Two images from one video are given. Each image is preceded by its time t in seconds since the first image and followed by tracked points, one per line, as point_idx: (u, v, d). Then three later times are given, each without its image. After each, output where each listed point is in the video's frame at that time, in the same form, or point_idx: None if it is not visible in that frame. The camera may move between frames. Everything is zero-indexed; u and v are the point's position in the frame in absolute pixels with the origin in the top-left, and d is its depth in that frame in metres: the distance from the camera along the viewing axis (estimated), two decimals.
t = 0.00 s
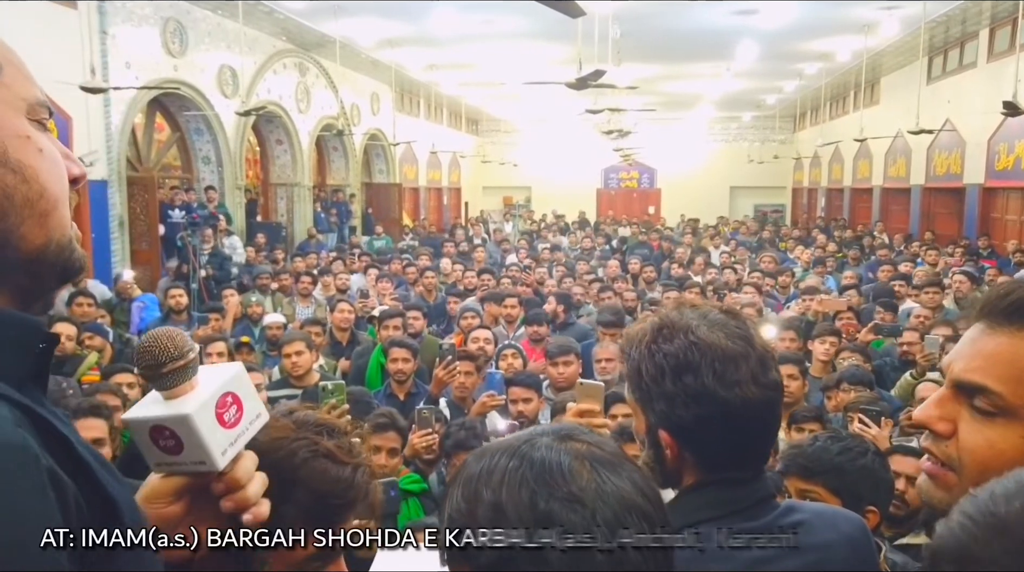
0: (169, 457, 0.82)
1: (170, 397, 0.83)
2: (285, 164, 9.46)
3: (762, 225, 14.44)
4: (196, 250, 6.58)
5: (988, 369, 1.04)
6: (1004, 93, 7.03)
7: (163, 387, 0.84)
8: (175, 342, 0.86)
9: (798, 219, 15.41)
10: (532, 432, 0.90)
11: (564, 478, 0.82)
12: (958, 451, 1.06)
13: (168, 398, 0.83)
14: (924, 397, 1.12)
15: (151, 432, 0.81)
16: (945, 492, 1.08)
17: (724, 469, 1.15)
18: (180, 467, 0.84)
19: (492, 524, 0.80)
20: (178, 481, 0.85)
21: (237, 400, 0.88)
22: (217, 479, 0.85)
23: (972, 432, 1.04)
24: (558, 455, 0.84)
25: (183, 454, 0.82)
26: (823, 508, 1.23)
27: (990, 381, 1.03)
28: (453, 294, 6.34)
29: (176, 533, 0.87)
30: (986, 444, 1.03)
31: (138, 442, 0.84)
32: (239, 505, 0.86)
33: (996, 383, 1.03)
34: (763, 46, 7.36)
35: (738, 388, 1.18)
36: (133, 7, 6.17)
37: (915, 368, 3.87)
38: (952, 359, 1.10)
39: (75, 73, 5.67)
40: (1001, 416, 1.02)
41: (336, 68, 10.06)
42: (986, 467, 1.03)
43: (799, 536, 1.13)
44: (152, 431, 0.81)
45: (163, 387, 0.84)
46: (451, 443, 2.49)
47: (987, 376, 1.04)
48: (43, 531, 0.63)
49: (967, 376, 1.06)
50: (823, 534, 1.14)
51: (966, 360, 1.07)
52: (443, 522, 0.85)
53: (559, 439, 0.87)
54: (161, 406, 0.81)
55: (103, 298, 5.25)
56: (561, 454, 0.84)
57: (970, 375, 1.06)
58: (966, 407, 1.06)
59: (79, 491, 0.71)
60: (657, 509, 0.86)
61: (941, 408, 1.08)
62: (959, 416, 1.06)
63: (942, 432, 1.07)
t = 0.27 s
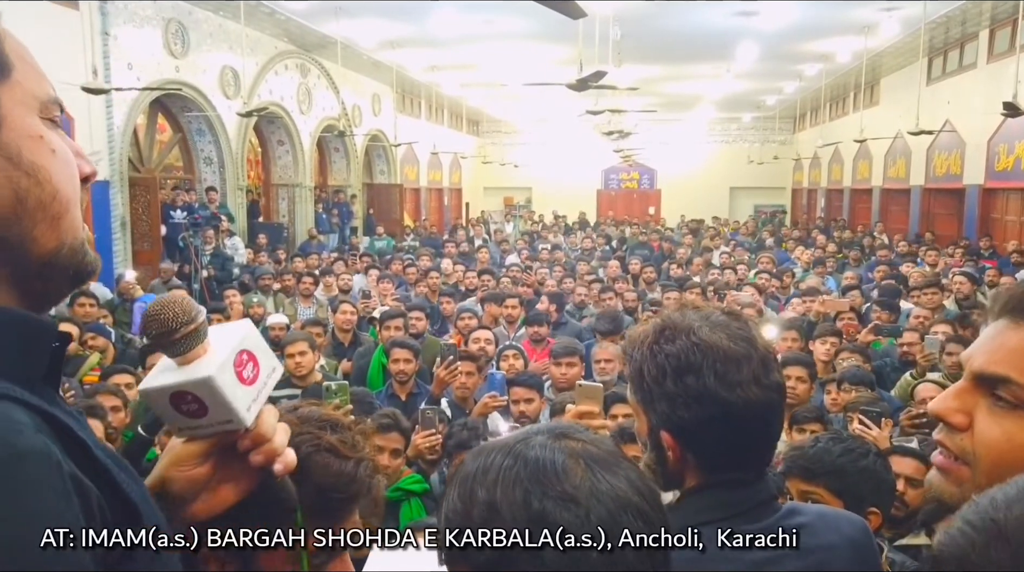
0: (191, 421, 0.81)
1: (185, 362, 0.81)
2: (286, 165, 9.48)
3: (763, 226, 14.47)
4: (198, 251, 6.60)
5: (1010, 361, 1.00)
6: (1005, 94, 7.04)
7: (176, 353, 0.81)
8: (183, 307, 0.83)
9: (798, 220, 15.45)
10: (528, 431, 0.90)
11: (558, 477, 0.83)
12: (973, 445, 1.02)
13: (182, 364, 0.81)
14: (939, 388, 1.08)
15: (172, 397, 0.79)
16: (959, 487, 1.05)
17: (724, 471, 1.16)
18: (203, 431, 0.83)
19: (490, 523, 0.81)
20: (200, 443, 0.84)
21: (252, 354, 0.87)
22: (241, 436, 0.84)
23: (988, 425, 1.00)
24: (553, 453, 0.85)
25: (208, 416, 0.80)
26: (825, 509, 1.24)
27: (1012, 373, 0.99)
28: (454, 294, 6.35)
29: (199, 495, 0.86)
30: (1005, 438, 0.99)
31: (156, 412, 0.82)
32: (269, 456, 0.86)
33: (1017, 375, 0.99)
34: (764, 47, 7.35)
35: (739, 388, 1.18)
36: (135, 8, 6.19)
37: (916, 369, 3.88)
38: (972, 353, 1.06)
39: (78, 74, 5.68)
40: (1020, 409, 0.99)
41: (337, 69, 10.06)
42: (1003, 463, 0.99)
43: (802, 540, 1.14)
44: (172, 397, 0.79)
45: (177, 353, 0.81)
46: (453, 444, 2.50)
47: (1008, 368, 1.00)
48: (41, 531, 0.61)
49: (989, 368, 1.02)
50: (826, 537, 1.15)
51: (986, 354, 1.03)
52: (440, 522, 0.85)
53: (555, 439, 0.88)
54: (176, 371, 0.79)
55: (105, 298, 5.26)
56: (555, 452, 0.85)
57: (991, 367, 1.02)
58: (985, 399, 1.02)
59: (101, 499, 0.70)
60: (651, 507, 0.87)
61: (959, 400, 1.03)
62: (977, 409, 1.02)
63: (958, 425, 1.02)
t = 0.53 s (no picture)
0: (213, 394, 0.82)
1: (202, 338, 0.82)
2: (287, 166, 9.50)
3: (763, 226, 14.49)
4: (200, 251, 6.61)
5: (1011, 362, 1.01)
6: (1005, 94, 7.05)
7: (192, 329, 0.82)
8: (191, 284, 0.84)
9: (798, 220, 15.48)
10: (519, 437, 0.91)
11: (546, 485, 0.84)
12: (978, 447, 1.02)
13: (199, 340, 0.82)
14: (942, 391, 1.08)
15: (193, 373, 0.80)
16: (964, 491, 1.04)
17: (726, 478, 1.16)
18: (226, 402, 0.84)
19: (489, 523, 0.82)
20: (223, 416, 0.85)
21: (265, 324, 0.89)
22: (264, 404, 0.86)
23: (992, 426, 1.01)
24: (541, 460, 0.86)
25: (233, 386, 0.82)
26: (826, 515, 1.24)
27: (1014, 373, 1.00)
28: (455, 294, 6.37)
29: (225, 465, 0.88)
30: (1010, 439, 0.99)
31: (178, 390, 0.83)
32: (292, 421, 0.87)
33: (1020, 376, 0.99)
34: (764, 47, 7.35)
35: (747, 395, 1.17)
36: (137, 9, 6.20)
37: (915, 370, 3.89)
38: (973, 355, 1.07)
39: (79, 75, 5.68)
40: None
41: (337, 69, 10.05)
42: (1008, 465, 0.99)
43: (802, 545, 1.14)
44: (193, 372, 0.80)
45: (193, 330, 0.82)
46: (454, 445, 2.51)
47: (1009, 368, 1.01)
48: (42, 530, 0.62)
49: (991, 369, 1.02)
50: (828, 544, 1.16)
51: (987, 355, 1.04)
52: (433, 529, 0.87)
53: (543, 445, 0.89)
54: (195, 347, 0.80)
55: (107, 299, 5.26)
56: (545, 459, 0.86)
57: (993, 369, 1.02)
58: (988, 401, 1.02)
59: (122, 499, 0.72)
60: (642, 512, 0.88)
61: (962, 403, 1.04)
62: (979, 411, 1.02)
63: (962, 428, 1.03)
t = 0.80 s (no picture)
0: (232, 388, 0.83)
1: (218, 336, 0.83)
2: (287, 166, 9.51)
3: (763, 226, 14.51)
4: (200, 252, 6.61)
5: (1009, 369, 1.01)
6: (1005, 95, 7.04)
7: (209, 328, 0.83)
8: (204, 282, 0.85)
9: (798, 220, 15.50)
10: (500, 445, 0.91)
11: (529, 493, 0.84)
12: (976, 453, 1.02)
13: (215, 337, 0.83)
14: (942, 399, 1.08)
15: (213, 370, 0.81)
16: (963, 498, 1.03)
17: (727, 487, 1.17)
18: (246, 396, 0.85)
19: (490, 523, 0.82)
20: (241, 411, 0.86)
21: (280, 317, 0.90)
22: (281, 396, 0.86)
23: (992, 434, 1.00)
24: (525, 468, 0.85)
25: (252, 381, 0.83)
26: (818, 521, 1.26)
27: (1012, 379, 1.00)
28: (455, 295, 6.37)
29: (246, 455, 0.89)
30: (1009, 445, 0.99)
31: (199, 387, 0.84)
32: (308, 410, 0.88)
33: (1018, 381, 1.00)
34: (764, 47, 7.34)
35: (767, 414, 1.16)
36: (138, 9, 6.20)
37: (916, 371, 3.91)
38: (972, 363, 1.07)
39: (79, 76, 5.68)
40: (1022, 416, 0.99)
41: (338, 69, 10.03)
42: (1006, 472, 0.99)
43: (798, 548, 1.15)
44: (213, 369, 0.81)
45: (209, 328, 0.83)
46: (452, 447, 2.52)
47: (1007, 375, 1.01)
48: (42, 530, 0.61)
49: (990, 377, 1.02)
50: (823, 549, 1.17)
51: (987, 362, 1.04)
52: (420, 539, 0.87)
53: (525, 452, 0.88)
54: (213, 345, 0.81)
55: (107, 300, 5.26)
56: (528, 466, 0.86)
57: (993, 376, 1.02)
58: (987, 408, 1.02)
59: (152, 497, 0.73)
60: (626, 515, 0.89)
61: (962, 410, 1.03)
62: (980, 418, 1.02)
63: (962, 434, 1.02)
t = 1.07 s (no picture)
0: (241, 393, 0.84)
1: (225, 341, 0.85)
2: (288, 167, 9.51)
3: (763, 226, 14.53)
4: (201, 253, 6.60)
5: (1001, 365, 1.07)
6: (1006, 96, 7.03)
7: (219, 334, 0.86)
8: (214, 291, 0.88)
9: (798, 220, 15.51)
10: (482, 450, 0.91)
11: (512, 499, 0.84)
12: (968, 447, 1.08)
13: (225, 343, 0.85)
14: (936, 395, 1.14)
15: (224, 373, 0.83)
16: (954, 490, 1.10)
17: (730, 490, 1.17)
18: (258, 398, 0.86)
19: (490, 524, 0.82)
20: (250, 413, 0.87)
21: (289, 321, 0.92)
22: (291, 398, 0.88)
23: (985, 427, 1.06)
24: (510, 475, 0.86)
25: (261, 386, 0.85)
26: (819, 524, 1.26)
27: (1005, 375, 1.06)
28: (456, 295, 6.38)
29: (255, 456, 0.90)
30: (1000, 440, 1.05)
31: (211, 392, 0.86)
32: (317, 410, 0.89)
33: (1011, 377, 1.06)
34: (765, 48, 7.32)
35: (779, 426, 1.17)
36: (138, 10, 6.20)
37: (916, 371, 3.93)
38: (966, 362, 1.13)
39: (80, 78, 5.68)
40: (1013, 411, 1.05)
41: (338, 70, 10.02)
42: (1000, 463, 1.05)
43: (798, 550, 1.15)
44: (224, 373, 0.83)
45: (217, 333, 0.86)
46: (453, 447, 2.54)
47: (999, 370, 1.07)
48: (43, 531, 0.63)
49: (982, 372, 1.08)
50: (824, 551, 1.17)
51: (979, 360, 1.10)
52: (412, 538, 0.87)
53: (510, 459, 0.88)
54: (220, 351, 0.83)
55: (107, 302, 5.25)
56: (511, 472, 0.86)
57: (985, 371, 1.08)
58: (979, 403, 1.08)
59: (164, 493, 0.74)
60: (611, 518, 0.88)
61: (956, 405, 1.09)
62: (972, 413, 1.08)
63: (955, 428, 1.08)
